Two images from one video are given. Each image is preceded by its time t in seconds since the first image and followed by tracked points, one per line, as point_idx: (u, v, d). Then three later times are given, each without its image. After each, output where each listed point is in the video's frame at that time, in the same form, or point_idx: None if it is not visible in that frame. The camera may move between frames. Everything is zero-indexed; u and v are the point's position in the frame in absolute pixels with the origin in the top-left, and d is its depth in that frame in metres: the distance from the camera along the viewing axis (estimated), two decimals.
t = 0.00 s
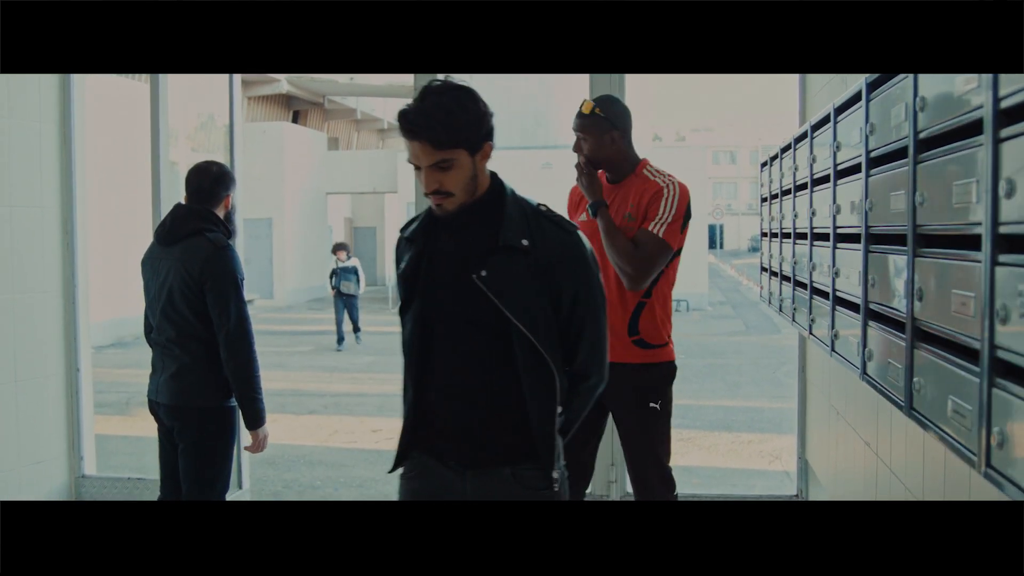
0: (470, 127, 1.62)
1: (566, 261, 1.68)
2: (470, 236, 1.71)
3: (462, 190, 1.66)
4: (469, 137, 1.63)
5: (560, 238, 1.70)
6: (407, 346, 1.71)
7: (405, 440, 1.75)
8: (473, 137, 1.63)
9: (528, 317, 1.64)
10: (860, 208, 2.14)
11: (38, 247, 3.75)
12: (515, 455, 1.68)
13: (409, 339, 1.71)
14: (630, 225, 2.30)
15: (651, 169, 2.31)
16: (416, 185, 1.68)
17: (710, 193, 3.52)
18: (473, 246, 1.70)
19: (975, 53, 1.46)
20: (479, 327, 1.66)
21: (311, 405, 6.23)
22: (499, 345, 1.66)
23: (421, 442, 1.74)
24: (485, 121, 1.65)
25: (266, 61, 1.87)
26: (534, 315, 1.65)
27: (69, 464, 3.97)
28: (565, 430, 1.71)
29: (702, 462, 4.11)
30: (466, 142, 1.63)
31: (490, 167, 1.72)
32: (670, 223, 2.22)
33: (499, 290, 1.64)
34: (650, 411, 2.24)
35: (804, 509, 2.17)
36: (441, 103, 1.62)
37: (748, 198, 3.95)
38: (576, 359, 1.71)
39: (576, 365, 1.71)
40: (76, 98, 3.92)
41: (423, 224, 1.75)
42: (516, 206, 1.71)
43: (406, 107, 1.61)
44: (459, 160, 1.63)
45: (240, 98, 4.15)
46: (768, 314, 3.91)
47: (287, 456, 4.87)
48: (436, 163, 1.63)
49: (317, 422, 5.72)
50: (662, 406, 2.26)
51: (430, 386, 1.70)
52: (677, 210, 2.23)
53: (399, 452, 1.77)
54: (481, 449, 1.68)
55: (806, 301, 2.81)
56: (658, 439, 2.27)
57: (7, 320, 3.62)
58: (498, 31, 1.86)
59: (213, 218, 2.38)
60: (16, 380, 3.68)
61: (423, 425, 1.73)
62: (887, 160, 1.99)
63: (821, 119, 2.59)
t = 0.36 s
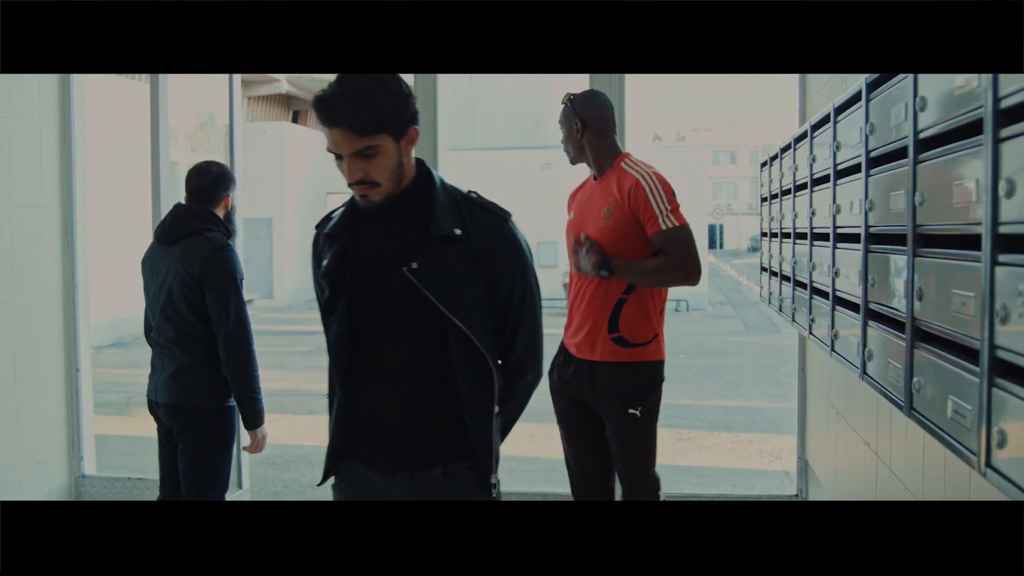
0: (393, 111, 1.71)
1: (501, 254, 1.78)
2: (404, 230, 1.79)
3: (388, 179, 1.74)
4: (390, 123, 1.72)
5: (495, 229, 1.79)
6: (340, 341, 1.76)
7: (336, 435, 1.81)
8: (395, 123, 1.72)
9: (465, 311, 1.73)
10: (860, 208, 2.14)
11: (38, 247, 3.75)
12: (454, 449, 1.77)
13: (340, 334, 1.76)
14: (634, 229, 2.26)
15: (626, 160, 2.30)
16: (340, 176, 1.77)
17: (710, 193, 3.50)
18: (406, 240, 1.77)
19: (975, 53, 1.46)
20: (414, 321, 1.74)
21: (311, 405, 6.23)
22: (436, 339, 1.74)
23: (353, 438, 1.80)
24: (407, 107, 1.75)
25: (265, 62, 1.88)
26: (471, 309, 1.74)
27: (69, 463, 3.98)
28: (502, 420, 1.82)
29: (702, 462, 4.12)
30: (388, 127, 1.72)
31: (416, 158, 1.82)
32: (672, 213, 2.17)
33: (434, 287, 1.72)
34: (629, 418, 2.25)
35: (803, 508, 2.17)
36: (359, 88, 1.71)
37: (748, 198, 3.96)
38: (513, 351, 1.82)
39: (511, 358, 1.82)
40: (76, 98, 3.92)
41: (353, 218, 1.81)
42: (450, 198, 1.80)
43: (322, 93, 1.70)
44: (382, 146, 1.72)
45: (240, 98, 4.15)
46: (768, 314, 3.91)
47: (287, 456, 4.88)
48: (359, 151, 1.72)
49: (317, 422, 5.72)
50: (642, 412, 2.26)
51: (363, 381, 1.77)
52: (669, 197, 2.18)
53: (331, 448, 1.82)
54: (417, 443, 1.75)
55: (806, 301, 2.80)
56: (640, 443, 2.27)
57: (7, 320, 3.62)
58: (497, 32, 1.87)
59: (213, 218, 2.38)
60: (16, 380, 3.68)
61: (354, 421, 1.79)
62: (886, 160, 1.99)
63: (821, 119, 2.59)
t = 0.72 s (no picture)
0: (328, 114, 1.66)
1: (451, 260, 1.70)
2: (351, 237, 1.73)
3: (327, 183, 1.69)
4: (325, 124, 1.66)
5: (445, 234, 1.72)
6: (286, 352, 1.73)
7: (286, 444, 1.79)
8: (330, 124, 1.67)
9: (412, 325, 1.67)
10: (860, 207, 2.14)
11: (38, 247, 3.76)
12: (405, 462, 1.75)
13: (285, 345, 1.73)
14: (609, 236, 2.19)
15: (611, 159, 2.24)
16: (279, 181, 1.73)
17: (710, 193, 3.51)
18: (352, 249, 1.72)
19: (975, 52, 1.46)
20: (360, 334, 1.70)
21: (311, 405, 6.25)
22: (382, 353, 1.70)
23: (303, 447, 1.79)
24: (344, 106, 1.68)
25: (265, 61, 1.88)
26: (418, 323, 1.68)
27: (69, 463, 3.98)
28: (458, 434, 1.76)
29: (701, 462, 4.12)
30: (324, 129, 1.67)
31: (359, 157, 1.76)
32: (649, 216, 2.12)
33: (377, 300, 1.67)
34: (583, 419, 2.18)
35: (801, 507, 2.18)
36: (292, 89, 1.65)
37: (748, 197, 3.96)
38: (470, 363, 1.75)
39: (470, 371, 1.75)
40: (76, 98, 3.93)
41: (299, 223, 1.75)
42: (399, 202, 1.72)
43: (254, 95, 1.65)
44: (318, 149, 1.67)
45: (240, 98, 4.12)
46: (768, 314, 3.91)
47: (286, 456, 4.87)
48: (294, 155, 1.67)
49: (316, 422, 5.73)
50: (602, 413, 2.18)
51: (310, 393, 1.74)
52: (646, 198, 2.13)
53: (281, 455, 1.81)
54: (365, 457, 1.74)
55: (806, 301, 2.80)
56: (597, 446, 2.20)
57: (7, 320, 3.62)
58: (497, 32, 1.87)
59: (210, 216, 2.39)
60: (16, 380, 3.68)
61: (302, 431, 1.77)
62: (886, 160, 1.99)
63: (820, 118, 2.59)
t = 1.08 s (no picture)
0: (264, 93, 1.49)
1: (383, 264, 1.50)
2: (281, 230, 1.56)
3: (258, 169, 1.51)
4: (259, 102, 1.49)
5: (381, 235, 1.51)
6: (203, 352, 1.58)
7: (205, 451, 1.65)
8: (266, 103, 1.49)
9: (334, 335, 1.48)
10: (860, 207, 2.14)
11: (38, 247, 3.76)
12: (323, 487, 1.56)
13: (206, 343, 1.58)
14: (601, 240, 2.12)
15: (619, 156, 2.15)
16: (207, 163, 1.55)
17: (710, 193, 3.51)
18: (278, 245, 1.54)
19: (974, 52, 1.46)
20: (278, 340, 1.52)
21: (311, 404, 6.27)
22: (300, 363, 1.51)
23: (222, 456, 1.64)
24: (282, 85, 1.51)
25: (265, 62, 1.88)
26: (343, 333, 1.49)
27: (69, 464, 3.98)
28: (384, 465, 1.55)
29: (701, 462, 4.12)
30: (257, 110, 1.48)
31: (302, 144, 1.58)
32: (608, 223, 2.01)
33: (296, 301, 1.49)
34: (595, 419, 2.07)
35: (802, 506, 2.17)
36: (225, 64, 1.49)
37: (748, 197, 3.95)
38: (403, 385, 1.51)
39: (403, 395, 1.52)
40: (76, 97, 3.93)
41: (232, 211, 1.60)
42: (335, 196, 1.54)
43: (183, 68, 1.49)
44: (251, 130, 1.49)
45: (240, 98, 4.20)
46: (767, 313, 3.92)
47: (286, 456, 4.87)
48: (223, 136, 1.49)
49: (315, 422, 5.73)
50: (605, 422, 2.06)
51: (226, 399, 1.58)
52: (612, 203, 2.01)
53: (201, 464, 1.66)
54: (277, 478, 1.55)
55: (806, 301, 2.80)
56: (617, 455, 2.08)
57: (7, 320, 3.62)
58: (497, 32, 1.87)
59: (206, 215, 2.41)
60: (16, 380, 3.68)
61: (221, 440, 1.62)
62: (886, 160, 1.99)
63: (821, 118, 2.59)
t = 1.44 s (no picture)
0: (171, 98, 1.82)
1: (314, 269, 1.71)
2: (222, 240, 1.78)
3: (174, 166, 1.82)
4: (169, 105, 1.82)
5: (311, 239, 1.72)
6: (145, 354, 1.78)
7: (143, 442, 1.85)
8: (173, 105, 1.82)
9: (272, 338, 1.71)
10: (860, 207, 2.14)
11: (38, 247, 3.76)
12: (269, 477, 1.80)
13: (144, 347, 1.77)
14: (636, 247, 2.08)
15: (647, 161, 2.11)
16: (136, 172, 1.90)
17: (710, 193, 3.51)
18: (225, 254, 1.76)
19: (974, 52, 1.46)
20: (226, 346, 1.73)
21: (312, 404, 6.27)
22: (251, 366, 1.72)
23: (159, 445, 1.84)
24: (192, 88, 1.82)
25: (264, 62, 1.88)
26: (283, 338, 1.71)
27: (69, 464, 3.97)
28: (331, 466, 1.79)
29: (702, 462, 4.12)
30: (164, 113, 1.83)
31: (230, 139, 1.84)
32: (635, 231, 1.97)
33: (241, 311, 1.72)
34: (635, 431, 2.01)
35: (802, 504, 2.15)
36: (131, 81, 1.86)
37: (748, 197, 3.95)
38: (348, 391, 1.73)
39: (345, 399, 1.74)
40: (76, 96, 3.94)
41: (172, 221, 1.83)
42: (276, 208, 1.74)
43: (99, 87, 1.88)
44: (162, 126, 1.83)
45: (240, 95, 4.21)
46: (768, 313, 3.91)
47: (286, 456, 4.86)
48: (138, 137, 1.85)
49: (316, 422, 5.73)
50: (643, 431, 2.00)
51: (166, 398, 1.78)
52: (638, 209, 1.97)
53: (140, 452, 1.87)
54: (227, 466, 1.80)
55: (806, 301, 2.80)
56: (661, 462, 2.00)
57: (7, 320, 3.63)
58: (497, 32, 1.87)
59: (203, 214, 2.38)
60: (15, 380, 3.67)
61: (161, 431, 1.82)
62: (886, 160, 1.99)
63: (820, 118, 2.59)
